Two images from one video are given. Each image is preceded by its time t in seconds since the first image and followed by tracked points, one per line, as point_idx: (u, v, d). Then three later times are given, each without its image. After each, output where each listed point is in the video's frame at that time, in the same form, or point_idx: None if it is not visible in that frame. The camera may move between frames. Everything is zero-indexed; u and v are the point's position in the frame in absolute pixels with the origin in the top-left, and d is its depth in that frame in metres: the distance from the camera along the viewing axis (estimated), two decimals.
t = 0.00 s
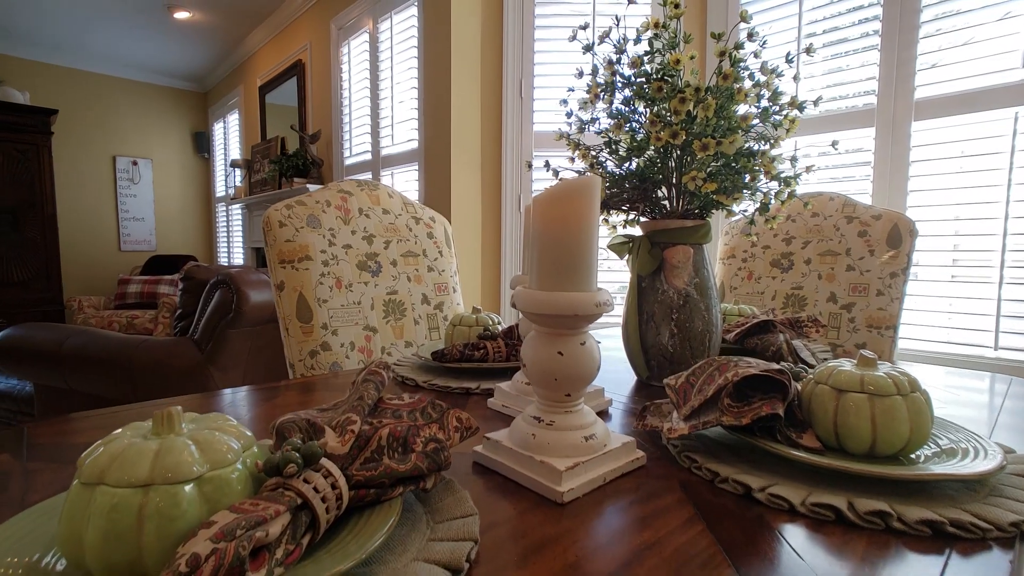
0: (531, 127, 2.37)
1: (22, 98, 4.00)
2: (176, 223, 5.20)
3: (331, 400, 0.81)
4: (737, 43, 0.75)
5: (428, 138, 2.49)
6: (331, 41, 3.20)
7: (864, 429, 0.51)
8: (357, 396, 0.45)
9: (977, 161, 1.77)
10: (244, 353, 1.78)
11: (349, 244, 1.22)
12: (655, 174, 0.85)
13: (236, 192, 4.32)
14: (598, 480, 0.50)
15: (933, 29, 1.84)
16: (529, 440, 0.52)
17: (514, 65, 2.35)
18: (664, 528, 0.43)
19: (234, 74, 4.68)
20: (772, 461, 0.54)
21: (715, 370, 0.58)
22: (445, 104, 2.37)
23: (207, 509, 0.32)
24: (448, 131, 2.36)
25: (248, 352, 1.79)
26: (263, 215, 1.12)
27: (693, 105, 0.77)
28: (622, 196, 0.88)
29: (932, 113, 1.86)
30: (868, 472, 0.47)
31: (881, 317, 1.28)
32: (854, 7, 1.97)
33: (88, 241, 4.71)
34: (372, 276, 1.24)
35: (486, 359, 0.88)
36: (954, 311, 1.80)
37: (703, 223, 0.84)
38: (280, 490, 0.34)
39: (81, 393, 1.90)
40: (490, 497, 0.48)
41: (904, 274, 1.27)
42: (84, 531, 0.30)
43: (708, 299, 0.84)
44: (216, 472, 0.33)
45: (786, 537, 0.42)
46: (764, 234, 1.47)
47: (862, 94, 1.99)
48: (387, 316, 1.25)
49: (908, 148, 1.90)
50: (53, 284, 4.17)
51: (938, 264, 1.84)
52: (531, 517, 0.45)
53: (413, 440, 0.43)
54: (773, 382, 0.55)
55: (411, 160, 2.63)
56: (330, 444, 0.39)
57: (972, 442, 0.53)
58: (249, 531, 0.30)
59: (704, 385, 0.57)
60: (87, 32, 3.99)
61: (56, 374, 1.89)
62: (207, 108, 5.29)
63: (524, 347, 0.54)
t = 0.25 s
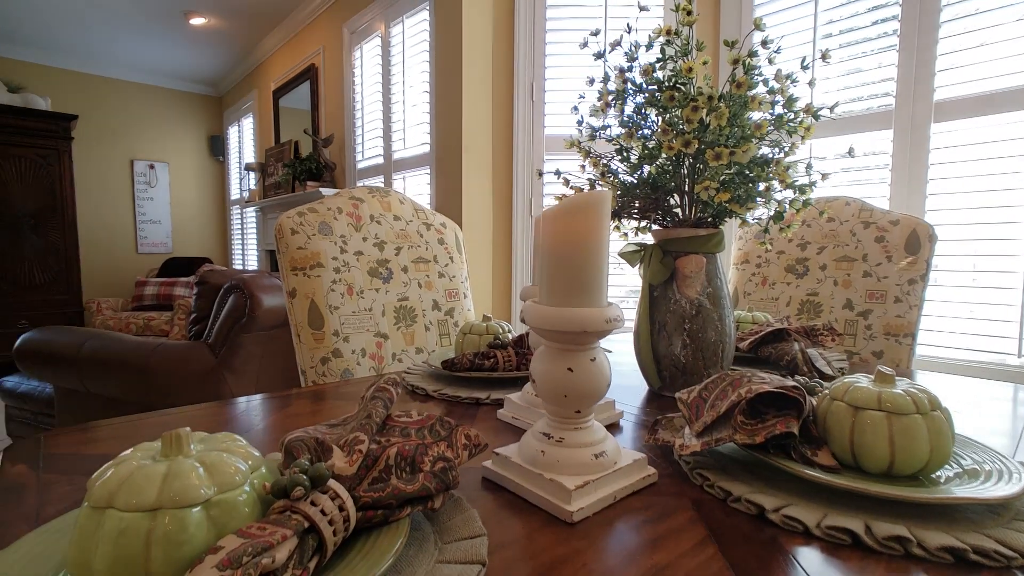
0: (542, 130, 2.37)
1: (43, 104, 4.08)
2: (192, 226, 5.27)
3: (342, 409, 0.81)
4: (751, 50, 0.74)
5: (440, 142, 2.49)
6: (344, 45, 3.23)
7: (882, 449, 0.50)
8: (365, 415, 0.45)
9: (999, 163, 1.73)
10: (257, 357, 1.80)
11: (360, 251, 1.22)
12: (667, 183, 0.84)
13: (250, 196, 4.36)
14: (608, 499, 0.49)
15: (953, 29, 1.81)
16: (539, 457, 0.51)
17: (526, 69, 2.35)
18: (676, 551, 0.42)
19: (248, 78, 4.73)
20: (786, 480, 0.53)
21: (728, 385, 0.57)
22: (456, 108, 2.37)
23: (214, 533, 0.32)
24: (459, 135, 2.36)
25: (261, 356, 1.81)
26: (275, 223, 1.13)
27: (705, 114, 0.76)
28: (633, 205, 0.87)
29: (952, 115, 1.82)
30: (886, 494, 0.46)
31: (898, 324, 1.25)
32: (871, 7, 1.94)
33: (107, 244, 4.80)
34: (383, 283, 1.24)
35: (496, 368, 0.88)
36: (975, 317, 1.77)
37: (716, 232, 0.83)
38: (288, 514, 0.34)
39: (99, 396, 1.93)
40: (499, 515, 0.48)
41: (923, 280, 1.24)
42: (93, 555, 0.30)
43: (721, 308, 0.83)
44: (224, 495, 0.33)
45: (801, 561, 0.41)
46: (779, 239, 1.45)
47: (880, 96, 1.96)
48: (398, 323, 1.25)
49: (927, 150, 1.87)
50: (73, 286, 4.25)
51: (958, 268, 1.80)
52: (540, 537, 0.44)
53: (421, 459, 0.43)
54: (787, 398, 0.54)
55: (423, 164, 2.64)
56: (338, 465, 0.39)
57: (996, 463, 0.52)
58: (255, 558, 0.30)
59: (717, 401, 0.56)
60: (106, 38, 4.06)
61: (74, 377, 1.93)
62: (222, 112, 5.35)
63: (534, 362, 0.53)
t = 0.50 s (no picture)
0: (556, 132, 2.35)
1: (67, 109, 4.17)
2: (210, 228, 5.35)
3: (355, 416, 0.82)
4: (767, 57, 0.72)
5: (453, 145, 2.50)
6: (359, 49, 3.25)
7: (904, 467, 0.48)
8: (377, 430, 0.45)
9: None
10: (273, 360, 1.82)
11: (374, 256, 1.23)
12: (681, 190, 0.83)
13: (267, 198, 4.42)
14: (622, 515, 0.49)
15: (977, 28, 1.77)
16: (551, 471, 0.51)
17: (539, 72, 2.34)
18: (690, 571, 0.42)
19: (265, 82, 4.78)
20: (803, 497, 0.52)
21: (744, 399, 0.56)
22: (469, 112, 2.38)
23: (228, 551, 0.33)
24: (473, 138, 2.36)
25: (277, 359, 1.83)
26: (290, 229, 1.14)
27: (721, 121, 0.75)
28: (648, 212, 0.86)
29: (976, 116, 1.78)
30: (909, 515, 0.44)
31: (920, 331, 1.22)
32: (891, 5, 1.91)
33: (128, 245, 4.89)
34: (397, 288, 1.25)
35: (508, 376, 0.88)
36: (999, 323, 1.72)
37: (732, 240, 0.82)
38: (300, 532, 0.34)
39: (119, 397, 1.96)
40: (511, 530, 0.48)
41: (945, 286, 1.22)
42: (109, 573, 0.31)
43: (737, 317, 0.82)
44: (237, 513, 0.33)
45: None
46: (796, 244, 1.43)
47: (900, 96, 1.92)
48: (412, 328, 1.25)
49: (949, 151, 1.82)
50: (95, 287, 4.33)
51: (982, 273, 1.76)
52: (552, 553, 0.44)
53: (433, 475, 0.43)
54: (804, 414, 0.53)
55: (437, 167, 2.65)
56: (350, 482, 0.39)
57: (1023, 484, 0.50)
58: None
59: (732, 415, 0.56)
60: (127, 44, 4.14)
61: (95, 378, 1.96)
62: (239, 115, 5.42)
63: (546, 374, 0.53)
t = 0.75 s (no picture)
0: (571, 136, 2.35)
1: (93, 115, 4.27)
2: (230, 230, 5.44)
3: (371, 426, 0.82)
4: (787, 66, 0.71)
5: (468, 149, 2.51)
6: (376, 54, 3.28)
7: (929, 490, 0.47)
8: (392, 450, 0.45)
9: None
10: (291, 364, 1.84)
11: (390, 264, 1.24)
12: (698, 201, 0.82)
13: (285, 201, 4.48)
14: (637, 535, 0.49)
15: (1007, 26, 1.72)
16: (566, 490, 0.51)
17: (555, 76, 2.33)
18: None
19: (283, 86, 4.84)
20: (825, 519, 0.50)
21: (763, 417, 0.55)
22: (485, 116, 2.38)
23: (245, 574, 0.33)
24: (488, 142, 2.37)
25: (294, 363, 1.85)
26: (307, 237, 1.15)
27: (739, 131, 0.74)
28: (665, 222, 0.85)
29: (1006, 117, 1.73)
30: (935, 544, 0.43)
31: (945, 340, 1.20)
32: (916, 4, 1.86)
33: (151, 248, 4.99)
34: (412, 295, 1.25)
35: (523, 386, 0.88)
36: None
37: (750, 250, 0.81)
38: (316, 555, 0.34)
39: (142, 399, 2.00)
40: (526, 549, 0.47)
41: (972, 295, 1.19)
42: None
43: (755, 329, 0.81)
44: (254, 537, 0.34)
45: None
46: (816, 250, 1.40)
47: (925, 98, 1.88)
48: (427, 334, 1.26)
49: (977, 154, 1.78)
50: (119, 288, 4.43)
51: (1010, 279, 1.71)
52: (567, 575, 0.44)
53: (447, 495, 0.43)
54: (825, 434, 0.51)
55: (452, 170, 2.66)
56: (365, 503, 0.40)
57: None
58: None
59: (750, 434, 0.55)
60: (151, 51, 4.23)
61: (119, 380, 2.00)
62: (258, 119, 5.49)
63: (561, 392, 0.53)
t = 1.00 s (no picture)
0: (585, 140, 2.34)
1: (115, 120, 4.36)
2: (247, 232, 5.51)
3: (384, 435, 0.83)
4: (804, 75, 0.70)
5: (481, 153, 2.51)
6: (390, 58, 3.30)
7: (953, 515, 0.46)
8: (402, 469, 0.45)
9: None
10: (306, 368, 1.86)
11: (404, 270, 1.24)
12: (714, 210, 0.81)
13: (301, 204, 4.52)
14: (650, 556, 0.48)
15: None
16: (578, 509, 0.50)
17: (569, 79, 2.32)
18: None
19: (299, 90, 4.90)
20: (844, 541, 0.49)
21: (779, 435, 0.54)
22: (498, 120, 2.38)
23: None
24: (501, 146, 2.36)
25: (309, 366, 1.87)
26: (322, 244, 1.16)
27: (756, 140, 0.73)
28: (680, 231, 0.84)
29: None
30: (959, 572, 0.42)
31: (969, 350, 1.17)
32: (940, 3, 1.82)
33: (171, 250, 5.08)
34: (426, 301, 1.26)
35: (535, 397, 0.87)
36: None
37: (767, 260, 0.80)
38: None
39: (161, 401, 2.04)
40: (538, 569, 0.47)
41: (998, 303, 1.15)
42: None
43: (772, 341, 0.80)
44: (265, 560, 0.34)
45: None
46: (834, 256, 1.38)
47: (949, 99, 1.83)
48: (440, 341, 1.26)
49: (1003, 157, 1.73)
50: (139, 290, 4.51)
51: None
52: None
53: (457, 516, 0.42)
54: (843, 455, 0.50)
55: (466, 174, 2.67)
56: (375, 526, 0.40)
57: None
58: None
59: (767, 453, 0.54)
60: (171, 56, 4.30)
61: (138, 382, 2.04)
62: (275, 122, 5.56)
63: (573, 409, 0.52)
